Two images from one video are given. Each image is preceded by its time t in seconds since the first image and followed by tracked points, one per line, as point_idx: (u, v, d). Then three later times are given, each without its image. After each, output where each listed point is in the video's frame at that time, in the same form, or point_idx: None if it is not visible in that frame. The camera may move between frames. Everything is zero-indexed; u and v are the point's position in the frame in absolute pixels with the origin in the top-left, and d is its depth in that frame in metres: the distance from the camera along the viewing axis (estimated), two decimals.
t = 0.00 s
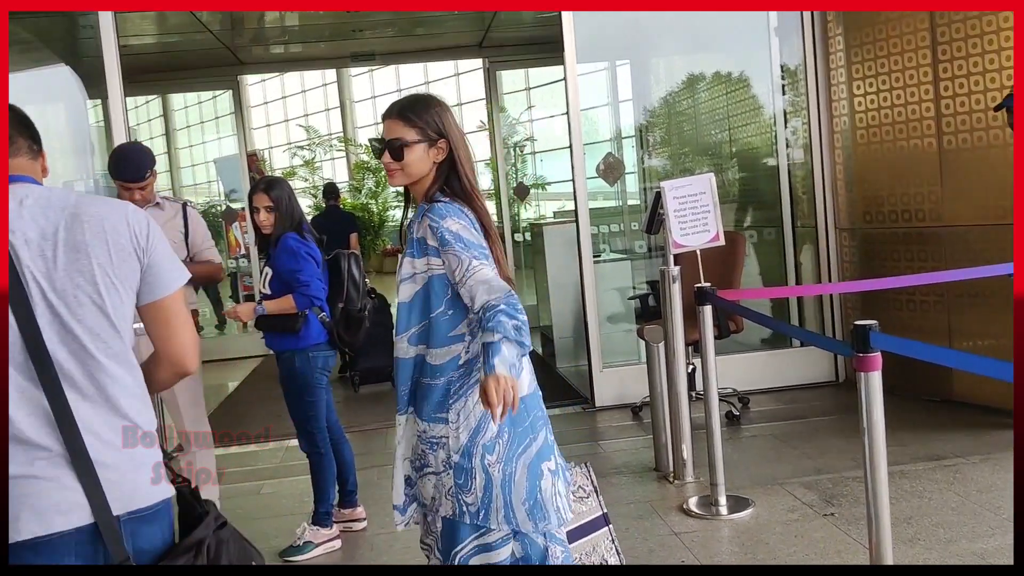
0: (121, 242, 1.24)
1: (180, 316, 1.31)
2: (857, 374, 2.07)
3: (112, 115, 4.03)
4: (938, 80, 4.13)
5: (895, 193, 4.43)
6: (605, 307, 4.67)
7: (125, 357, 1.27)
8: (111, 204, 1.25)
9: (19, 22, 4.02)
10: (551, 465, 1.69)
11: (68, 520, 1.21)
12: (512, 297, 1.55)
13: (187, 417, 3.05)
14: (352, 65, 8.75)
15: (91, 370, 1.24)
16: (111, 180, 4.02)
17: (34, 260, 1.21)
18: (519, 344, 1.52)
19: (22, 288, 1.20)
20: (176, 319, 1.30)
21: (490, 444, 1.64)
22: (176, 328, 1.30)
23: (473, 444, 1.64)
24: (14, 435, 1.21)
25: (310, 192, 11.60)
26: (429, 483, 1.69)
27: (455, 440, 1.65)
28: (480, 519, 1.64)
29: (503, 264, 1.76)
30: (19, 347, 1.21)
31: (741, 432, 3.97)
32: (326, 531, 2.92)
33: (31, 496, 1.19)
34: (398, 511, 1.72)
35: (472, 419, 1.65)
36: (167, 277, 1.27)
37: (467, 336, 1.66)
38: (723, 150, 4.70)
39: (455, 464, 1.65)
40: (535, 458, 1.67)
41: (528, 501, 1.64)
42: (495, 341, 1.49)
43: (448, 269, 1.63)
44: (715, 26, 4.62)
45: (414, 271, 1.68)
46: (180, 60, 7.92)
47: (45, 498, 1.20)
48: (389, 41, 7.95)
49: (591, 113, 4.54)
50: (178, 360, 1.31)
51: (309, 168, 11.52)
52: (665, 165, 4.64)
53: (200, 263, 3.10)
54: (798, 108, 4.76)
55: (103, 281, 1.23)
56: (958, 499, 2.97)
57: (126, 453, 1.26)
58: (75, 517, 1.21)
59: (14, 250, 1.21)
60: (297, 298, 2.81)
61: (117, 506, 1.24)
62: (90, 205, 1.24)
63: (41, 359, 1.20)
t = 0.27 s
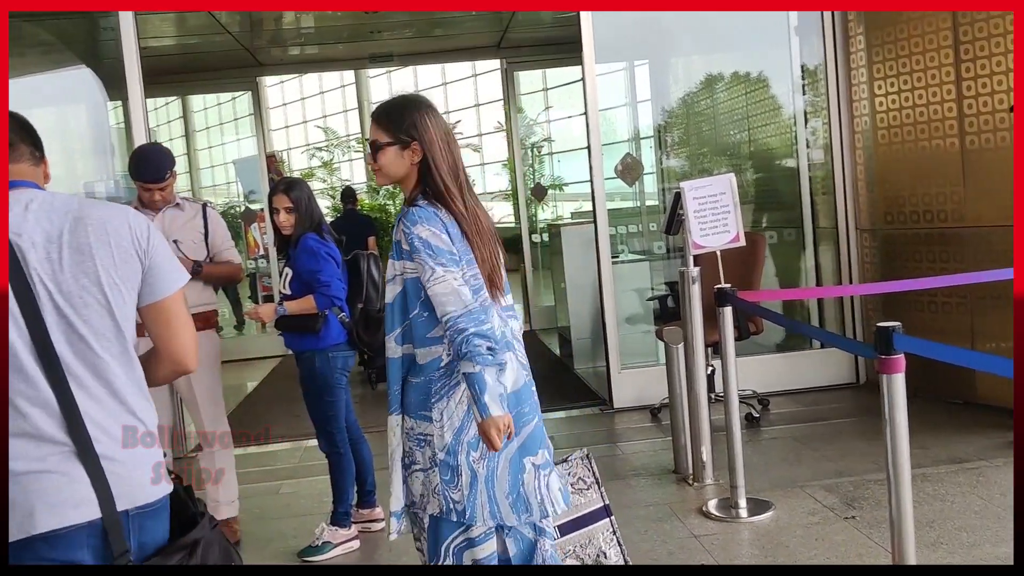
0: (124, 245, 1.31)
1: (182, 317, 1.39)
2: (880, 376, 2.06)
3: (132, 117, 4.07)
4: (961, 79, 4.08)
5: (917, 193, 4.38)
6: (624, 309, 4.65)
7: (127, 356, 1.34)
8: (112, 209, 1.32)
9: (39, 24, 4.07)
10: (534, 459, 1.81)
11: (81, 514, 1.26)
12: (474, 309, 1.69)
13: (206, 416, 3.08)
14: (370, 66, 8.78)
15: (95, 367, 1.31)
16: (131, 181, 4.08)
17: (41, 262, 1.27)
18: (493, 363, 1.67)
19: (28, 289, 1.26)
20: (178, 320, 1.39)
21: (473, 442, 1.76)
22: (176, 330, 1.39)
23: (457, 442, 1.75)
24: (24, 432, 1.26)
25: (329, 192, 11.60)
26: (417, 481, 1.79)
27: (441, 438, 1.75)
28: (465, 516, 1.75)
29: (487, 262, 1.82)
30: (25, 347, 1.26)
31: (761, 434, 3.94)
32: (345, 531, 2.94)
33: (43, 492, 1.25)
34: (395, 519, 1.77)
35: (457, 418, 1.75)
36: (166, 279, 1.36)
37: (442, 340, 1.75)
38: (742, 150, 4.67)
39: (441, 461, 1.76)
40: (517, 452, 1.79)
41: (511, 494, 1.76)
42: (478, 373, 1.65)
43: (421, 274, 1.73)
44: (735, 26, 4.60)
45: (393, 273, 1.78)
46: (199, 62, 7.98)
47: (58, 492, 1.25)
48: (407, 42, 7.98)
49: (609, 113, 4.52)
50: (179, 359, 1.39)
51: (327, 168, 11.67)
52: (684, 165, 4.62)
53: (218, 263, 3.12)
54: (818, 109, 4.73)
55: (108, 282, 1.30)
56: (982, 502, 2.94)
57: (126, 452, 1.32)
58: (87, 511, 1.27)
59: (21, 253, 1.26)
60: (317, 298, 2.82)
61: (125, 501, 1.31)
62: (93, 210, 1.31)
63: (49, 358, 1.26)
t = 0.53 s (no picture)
0: (130, 256, 1.34)
1: (183, 324, 1.42)
2: (901, 384, 2.04)
3: (152, 125, 4.12)
4: (982, 86, 4.07)
5: (938, 201, 4.34)
6: (642, 316, 4.64)
7: (133, 364, 1.36)
8: (118, 221, 1.35)
9: (61, 32, 4.15)
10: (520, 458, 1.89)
11: (87, 513, 1.28)
12: (445, 324, 1.76)
13: (224, 421, 3.09)
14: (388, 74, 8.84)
15: (101, 372, 1.33)
16: (150, 187, 4.08)
17: (49, 273, 1.30)
18: (454, 378, 1.75)
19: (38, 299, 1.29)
20: (179, 327, 1.41)
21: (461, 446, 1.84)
22: (179, 337, 1.41)
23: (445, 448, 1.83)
24: (31, 435, 1.29)
25: (347, 200, 11.67)
26: (408, 487, 1.89)
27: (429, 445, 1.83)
28: (455, 521, 1.83)
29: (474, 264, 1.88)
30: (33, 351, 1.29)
31: (781, 443, 3.91)
32: (361, 538, 2.95)
33: (50, 493, 1.27)
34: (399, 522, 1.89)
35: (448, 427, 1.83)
36: (170, 288, 1.38)
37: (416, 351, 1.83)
38: (761, 158, 4.65)
39: (430, 468, 1.84)
40: (504, 454, 1.86)
41: (498, 494, 1.85)
42: (437, 390, 1.74)
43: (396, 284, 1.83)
44: (753, 33, 4.58)
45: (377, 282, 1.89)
46: (220, 70, 8.07)
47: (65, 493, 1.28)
48: (425, 50, 8.02)
49: (627, 121, 4.52)
50: (179, 366, 1.41)
51: (344, 176, 11.69)
52: (702, 173, 4.61)
53: (238, 270, 3.16)
54: (837, 116, 4.71)
55: (115, 293, 1.33)
56: (1006, 512, 2.90)
57: (127, 452, 1.34)
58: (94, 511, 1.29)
59: (30, 262, 1.29)
60: (336, 304, 2.83)
61: (128, 502, 1.33)
62: (100, 222, 1.34)
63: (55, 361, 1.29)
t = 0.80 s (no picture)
0: (137, 273, 1.53)
1: (183, 340, 1.59)
2: (924, 398, 2.03)
3: (174, 136, 4.17)
4: (1006, 97, 3.95)
5: (961, 213, 4.29)
6: (660, 328, 4.62)
7: (135, 370, 1.54)
8: (129, 241, 1.54)
9: (82, 42, 4.21)
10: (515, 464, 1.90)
11: (90, 511, 1.46)
12: (420, 340, 1.84)
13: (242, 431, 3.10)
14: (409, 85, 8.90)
15: (104, 379, 1.51)
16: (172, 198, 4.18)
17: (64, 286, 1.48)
18: (419, 394, 1.84)
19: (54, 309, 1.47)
20: (180, 342, 1.59)
21: (457, 452, 1.88)
22: (180, 350, 1.59)
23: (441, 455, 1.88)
24: (42, 434, 1.46)
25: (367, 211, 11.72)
26: (407, 498, 1.93)
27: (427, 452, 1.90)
28: (451, 527, 1.86)
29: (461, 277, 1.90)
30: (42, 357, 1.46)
31: (801, 457, 3.87)
32: (378, 548, 2.96)
33: (55, 490, 1.45)
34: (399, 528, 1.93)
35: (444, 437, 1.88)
36: (175, 304, 1.56)
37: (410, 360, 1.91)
38: (783, 169, 4.63)
39: (429, 475, 1.90)
40: (497, 459, 1.88)
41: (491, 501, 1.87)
42: (402, 402, 1.85)
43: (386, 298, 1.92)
44: (773, 44, 4.57)
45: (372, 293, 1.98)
46: (242, 82, 8.16)
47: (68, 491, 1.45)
48: (445, 61, 8.07)
49: (646, 133, 4.52)
50: (180, 377, 1.58)
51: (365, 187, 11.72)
52: (721, 185, 4.59)
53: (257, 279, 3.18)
54: (858, 128, 4.69)
55: (123, 305, 1.51)
56: None
57: (127, 451, 1.52)
58: (94, 511, 1.46)
59: (46, 276, 1.47)
60: (353, 313, 2.84)
61: (131, 502, 1.51)
62: (112, 240, 1.52)
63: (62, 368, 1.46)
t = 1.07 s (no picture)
0: (149, 281, 1.65)
1: (188, 344, 1.73)
2: (947, 415, 2.01)
3: (195, 150, 4.23)
4: None
5: (983, 229, 4.24)
6: (680, 343, 4.61)
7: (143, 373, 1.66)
8: (142, 252, 1.66)
9: (107, 56, 4.23)
10: (516, 471, 2.04)
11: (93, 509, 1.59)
12: (403, 355, 2.00)
13: (261, 444, 3.13)
14: (429, 100, 8.97)
15: (113, 381, 1.62)
16: (193, 211, 4.25)
17: (78, 293, 1.59)
18: (400, 405, 2.00)
19: (69, 315, 1.58)
20: (185, 346, 1.73)
21: (463, 464, 2.01)
22: (187, 355, 1.73)
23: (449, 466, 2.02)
24: (53, 434, 1.58)
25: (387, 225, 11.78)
26: (420, 507, 2.08)
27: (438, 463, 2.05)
28: (463, 538, 2.00)
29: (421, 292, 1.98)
30: (55, 361, 1.58)
31: (821, 474, 3.84)
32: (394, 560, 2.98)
33: (64, 489, 1.58)
34: (389, 539, 2.07)
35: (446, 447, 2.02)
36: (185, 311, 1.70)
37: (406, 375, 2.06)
38: (804, 185, 4.62)
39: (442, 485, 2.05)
40: (501, 467, 2.02)
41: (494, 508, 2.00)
42: (382, 411, 2.02)
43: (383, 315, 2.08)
44: (792, 60, 4.58)
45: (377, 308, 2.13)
46: (264, 96, 8.26)
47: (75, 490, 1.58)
48: (464, 76, 8.14)
49: (666, 147, 4.53)
50: (185, 379, 1.73)
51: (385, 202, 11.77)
52: (741, 200, 4.60)
53: (277, 291, 3.23)
54: (879, 144, 4.66)
55: (134, 312, 1.63)
56: None
57: (128, 449, 1.63)
58: (96, 511, 1.59)
59: (62, 284, 1.59)
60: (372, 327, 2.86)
61: (133, 500, 1.63)
62: (126, 252, 1.65)
63: (71, 370, 1.58)
